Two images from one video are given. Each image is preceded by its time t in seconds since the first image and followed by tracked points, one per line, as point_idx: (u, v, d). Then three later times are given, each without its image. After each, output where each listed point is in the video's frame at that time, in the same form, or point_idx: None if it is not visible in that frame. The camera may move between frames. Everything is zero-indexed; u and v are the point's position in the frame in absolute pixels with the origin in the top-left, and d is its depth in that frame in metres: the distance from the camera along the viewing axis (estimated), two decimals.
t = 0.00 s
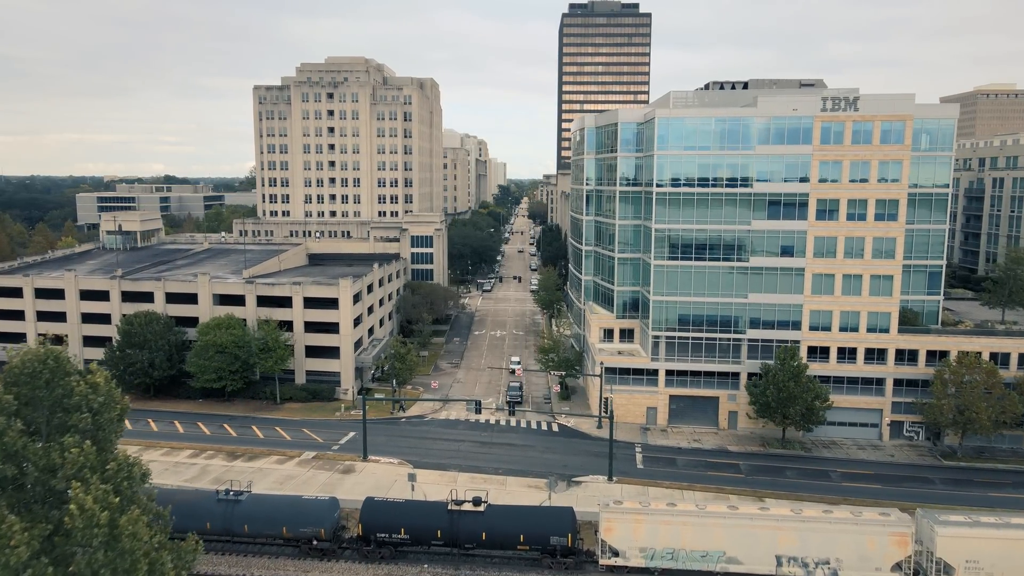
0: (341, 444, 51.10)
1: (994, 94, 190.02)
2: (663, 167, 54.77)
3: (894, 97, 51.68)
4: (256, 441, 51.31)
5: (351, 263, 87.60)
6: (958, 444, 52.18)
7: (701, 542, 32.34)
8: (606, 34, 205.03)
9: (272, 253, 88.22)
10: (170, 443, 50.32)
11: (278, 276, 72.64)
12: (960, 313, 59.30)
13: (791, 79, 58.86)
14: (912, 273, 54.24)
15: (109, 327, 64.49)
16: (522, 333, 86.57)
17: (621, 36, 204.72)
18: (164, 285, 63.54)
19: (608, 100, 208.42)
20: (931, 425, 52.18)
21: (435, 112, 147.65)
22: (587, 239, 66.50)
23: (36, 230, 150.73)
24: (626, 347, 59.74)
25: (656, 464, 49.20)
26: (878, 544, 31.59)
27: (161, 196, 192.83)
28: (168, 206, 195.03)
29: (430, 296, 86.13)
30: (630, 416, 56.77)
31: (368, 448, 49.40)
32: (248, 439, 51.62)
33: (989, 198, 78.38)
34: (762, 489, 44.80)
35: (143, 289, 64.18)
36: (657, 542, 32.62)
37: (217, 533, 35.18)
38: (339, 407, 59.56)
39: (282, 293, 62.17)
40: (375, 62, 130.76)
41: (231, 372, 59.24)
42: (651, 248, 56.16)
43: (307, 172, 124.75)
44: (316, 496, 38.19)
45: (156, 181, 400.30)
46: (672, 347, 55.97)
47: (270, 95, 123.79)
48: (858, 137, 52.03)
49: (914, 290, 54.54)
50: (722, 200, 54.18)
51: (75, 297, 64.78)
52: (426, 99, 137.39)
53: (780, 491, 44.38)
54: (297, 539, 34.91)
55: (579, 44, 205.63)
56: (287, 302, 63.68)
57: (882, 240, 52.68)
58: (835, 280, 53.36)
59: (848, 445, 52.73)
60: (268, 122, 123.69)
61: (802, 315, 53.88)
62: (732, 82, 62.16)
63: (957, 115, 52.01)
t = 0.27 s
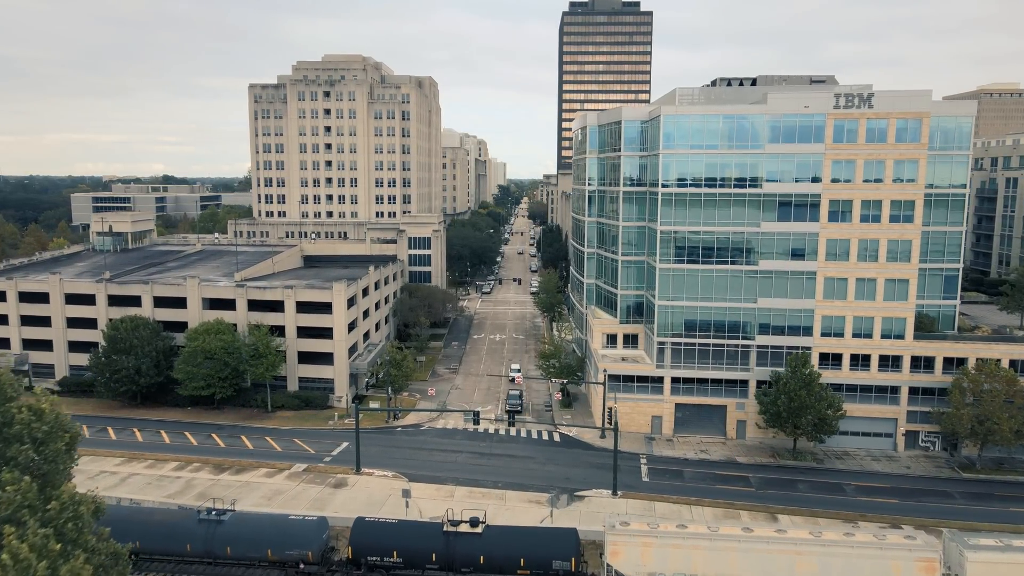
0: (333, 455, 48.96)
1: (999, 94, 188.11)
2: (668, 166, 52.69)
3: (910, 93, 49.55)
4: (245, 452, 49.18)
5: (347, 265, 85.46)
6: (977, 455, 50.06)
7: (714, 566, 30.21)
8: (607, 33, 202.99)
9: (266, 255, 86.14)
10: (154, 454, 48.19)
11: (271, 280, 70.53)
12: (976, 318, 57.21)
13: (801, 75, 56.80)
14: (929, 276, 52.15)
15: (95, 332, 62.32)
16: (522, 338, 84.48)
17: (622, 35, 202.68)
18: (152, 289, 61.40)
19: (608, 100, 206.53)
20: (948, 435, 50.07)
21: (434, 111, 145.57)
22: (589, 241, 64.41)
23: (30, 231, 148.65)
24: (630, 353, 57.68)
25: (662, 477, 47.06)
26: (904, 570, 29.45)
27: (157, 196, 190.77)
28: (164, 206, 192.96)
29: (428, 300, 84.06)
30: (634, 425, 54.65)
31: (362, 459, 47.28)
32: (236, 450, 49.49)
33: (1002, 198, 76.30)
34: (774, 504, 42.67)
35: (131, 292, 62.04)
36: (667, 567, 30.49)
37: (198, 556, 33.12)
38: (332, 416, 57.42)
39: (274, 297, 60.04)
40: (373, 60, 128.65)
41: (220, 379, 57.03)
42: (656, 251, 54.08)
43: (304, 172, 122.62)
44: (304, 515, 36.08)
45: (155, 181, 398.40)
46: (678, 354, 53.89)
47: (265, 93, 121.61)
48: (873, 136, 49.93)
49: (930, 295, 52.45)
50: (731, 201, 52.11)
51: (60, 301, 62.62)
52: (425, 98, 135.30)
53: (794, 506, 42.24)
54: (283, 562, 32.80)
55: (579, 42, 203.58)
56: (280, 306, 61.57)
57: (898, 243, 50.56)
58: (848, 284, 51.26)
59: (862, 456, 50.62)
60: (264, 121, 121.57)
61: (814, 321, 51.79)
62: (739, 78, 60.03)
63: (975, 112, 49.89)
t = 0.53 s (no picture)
0: (325, 468, 46.82)
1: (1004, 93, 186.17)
2: (675, 166, 50.57)
3: (928, 89, 47.42)
4: (232, 465, 47.05)
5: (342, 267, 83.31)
6: (997, 467, 47.96)
7: None
8: (607, 31, 200.85)
9: (260, 257, 83.98)
10: (138, 468, 46.06)
11: (263, 283, 68.36)
12: (993, 323, 55.11)
13: (812, 72, 54.75)
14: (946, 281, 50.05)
15: (80, 338, 60.17)
16: (522, 342, 82.36)
17: (623, 33, 200.54)
18: (139, 294, 59.23)
19: (609, 99, 204.57)
20: (967, 447, 47.96)
21: (433, 110, 143.42)
22: (592, 244, 62.29)
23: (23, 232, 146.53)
24: (634, 360, 55.59)
25: (669, 491, 44.93)
26: None
27: (152, 196, 188.63)
28: (160, 206, 190.80)
29: (426, 303, 81.93)
30: (639, 435, 52.51)
31: (355, 473, 45.15)
32: (223, 463, 47.36)
33: (1015, 199, 74.21)
34: (787, 521, 40.55)
35: (117, 297, 59.88)
36: None
37: None
38: (325, 425, 55.28)
39: (265, 302, 57.90)
40: (370, 58, 126.47)
41: (209, 387, 54.86)
42: (662, 254, 51.94)
43: (300, 172, 120.44)
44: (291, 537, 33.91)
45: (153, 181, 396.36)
46: (685, 361, 51.79)
47: (261, 92, 119.38)
48: (888, 134, 47.82)
49: (947, 300, 50.35)
50: (740, 202, 50.00)
51: (44, 305, 60.47)
52: (423, 96, 133.18)
53: (808, 524, 40.12)
54: None
55: (580, 41, 201.48)
56: (271, 311, 59.43)
57: (914, 246, 48.42)
58: (862, 289, 49.14)
59: (877, 469, 48.51)
60: (259, 120, 119.37)
61: (827, 327, 49.67)
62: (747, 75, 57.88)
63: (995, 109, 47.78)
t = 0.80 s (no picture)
0: (316, 484, 44.67)
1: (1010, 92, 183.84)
2: (681, 168, 48.48)
3: (947, 87, 45.27)
4: (219, 481, 44.91)
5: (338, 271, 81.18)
6: (1019, 483, 45.83)
7: None
8: (608, 30, 198.63)
9: (253, 261, 81.86)
10: (120, 484, 43.92)
11: (255, 288, 66.22)
12: (1013, 331, 52.91)
13: (824, 70, 52.68)
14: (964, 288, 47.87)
15: (64, 346, 58.04)
16: (522, 348, 80.25)
17: (624, 32, 198.29)
18: (125, 300, 57.13)
19: (610, 99, 202.49)
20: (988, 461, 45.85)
21: (431, 109, 141.31)
22: (594, 248, 60.16)
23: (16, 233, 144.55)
24: (639, 369, 53.52)
25: (677, 509, 42.78)
26: None
27: (148, 196, 186.65)
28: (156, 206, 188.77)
29: (424, 308, 79.82)
30: (644, 447, 50.32)
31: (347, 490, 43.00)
32: (210, 479, 45.22)
33: None
34: (803, 543, 38.39)
35: (102, 304, 57.75)
36: None
37: None
38: (317, 437, 53.10)
39: (256, 309, 55.77)
40: (368, 57, 124.40)
41: (196, 397, 52.70)
42: (668, 260, 49.84)
43: (296, 173, 118.34)
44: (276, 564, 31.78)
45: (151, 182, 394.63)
46: (692, 371, 49.70)
47: (256, 91, 117.25)
48: (906, 134, 45.70)
49: (965, 307, 48.18)
50: (749, 206, 47.90)
51: (27, 312, 58.39)
52: (422, 96, 131.09)
53: (825, 547, 37.96)
54: None
55: (580, 40, 199.33)
56: (262, 318, 57.33)
57: (932, 251, 46.26)
58: (877, 296, 47.01)
59: (894, 484, 46.36)
60: (255, 120, 117.27)
61: (841, 336, 47.53)
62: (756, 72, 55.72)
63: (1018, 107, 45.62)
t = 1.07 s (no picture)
0: (306, 504, 42.55)
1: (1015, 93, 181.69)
2: (689, 171, 46.41)
3: (969, 87, 43.15)
4: (204, 500, 42.80)
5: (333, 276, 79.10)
6: None
7: None
8: (609, 29, 196.50)
9: (246, 265, 79.77)
10: (100, 504, 41.80)
11: (246, 295, 64.10)
12: None
13: (837, 69, 50.62)
14: (985, 297, 45.77)
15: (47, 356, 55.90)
16: (522, 355, 78.19)
17: (625, 32, 196.19)
18: (110, 308, 55.02)
19: (611, 99, 200.49)
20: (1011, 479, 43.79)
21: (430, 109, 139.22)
22: (597, 254, 58.10)
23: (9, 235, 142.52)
24: (644, 381, 51.50)
25: (685, 530, 40.67)
26: None
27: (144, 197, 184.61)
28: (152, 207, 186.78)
29: (421, 314, 77.75)
30: (649, 463, 48.26)
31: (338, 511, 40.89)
32: (195, 498, 43.10)
33: None
34: (819, 569, 36.28)
35: (86, 312, 55.64)
36: None
37: None
38: (309, 452, 51.01)
39: (246, 317, 53.67)
40: (365, 56, 122.28)
41: (183, 410, 50.47)
42: (674, 267, 47.74)
43: (292, 174, 116.22)
44: None
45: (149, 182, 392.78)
46: (699, 384, 47.63)
47: (252, 91, 115.15)
48: (925, 136, 43.60)
49: (986, 317, 46.09)
50: (760, 211, 45.81)
51: (8, 320, 56.28)
52: (420, 96, 129.11)
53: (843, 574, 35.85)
54: None
55: (581, 39, 197.24)
56: (252, 326, 55.21)
57: (953, 259, 44.14)
58: (894, 306, 44.93)
59: (911, 503, 44.29)
60: (250, 121, 115.16)
61: (855, 348, 45.46)
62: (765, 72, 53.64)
63: None
